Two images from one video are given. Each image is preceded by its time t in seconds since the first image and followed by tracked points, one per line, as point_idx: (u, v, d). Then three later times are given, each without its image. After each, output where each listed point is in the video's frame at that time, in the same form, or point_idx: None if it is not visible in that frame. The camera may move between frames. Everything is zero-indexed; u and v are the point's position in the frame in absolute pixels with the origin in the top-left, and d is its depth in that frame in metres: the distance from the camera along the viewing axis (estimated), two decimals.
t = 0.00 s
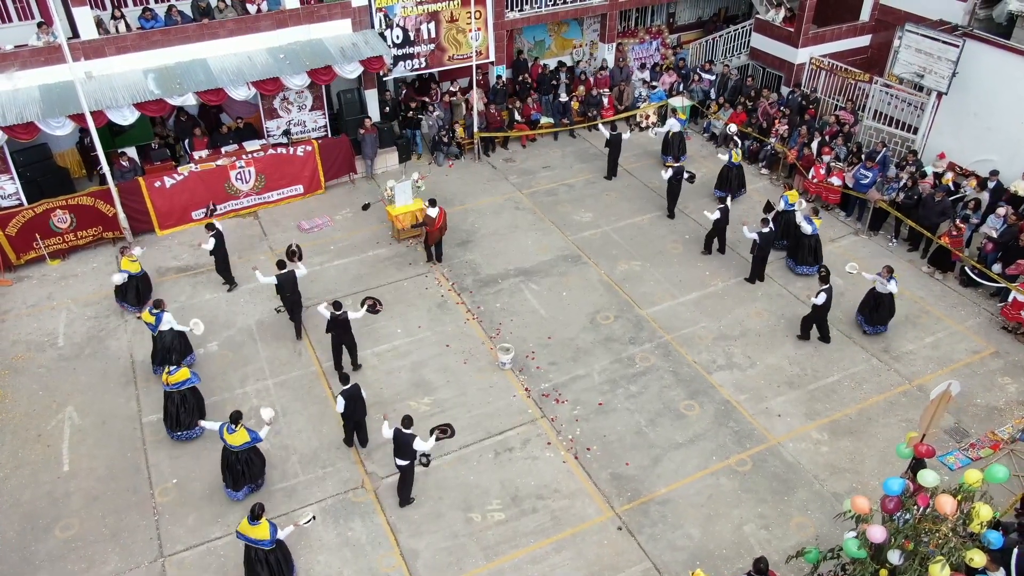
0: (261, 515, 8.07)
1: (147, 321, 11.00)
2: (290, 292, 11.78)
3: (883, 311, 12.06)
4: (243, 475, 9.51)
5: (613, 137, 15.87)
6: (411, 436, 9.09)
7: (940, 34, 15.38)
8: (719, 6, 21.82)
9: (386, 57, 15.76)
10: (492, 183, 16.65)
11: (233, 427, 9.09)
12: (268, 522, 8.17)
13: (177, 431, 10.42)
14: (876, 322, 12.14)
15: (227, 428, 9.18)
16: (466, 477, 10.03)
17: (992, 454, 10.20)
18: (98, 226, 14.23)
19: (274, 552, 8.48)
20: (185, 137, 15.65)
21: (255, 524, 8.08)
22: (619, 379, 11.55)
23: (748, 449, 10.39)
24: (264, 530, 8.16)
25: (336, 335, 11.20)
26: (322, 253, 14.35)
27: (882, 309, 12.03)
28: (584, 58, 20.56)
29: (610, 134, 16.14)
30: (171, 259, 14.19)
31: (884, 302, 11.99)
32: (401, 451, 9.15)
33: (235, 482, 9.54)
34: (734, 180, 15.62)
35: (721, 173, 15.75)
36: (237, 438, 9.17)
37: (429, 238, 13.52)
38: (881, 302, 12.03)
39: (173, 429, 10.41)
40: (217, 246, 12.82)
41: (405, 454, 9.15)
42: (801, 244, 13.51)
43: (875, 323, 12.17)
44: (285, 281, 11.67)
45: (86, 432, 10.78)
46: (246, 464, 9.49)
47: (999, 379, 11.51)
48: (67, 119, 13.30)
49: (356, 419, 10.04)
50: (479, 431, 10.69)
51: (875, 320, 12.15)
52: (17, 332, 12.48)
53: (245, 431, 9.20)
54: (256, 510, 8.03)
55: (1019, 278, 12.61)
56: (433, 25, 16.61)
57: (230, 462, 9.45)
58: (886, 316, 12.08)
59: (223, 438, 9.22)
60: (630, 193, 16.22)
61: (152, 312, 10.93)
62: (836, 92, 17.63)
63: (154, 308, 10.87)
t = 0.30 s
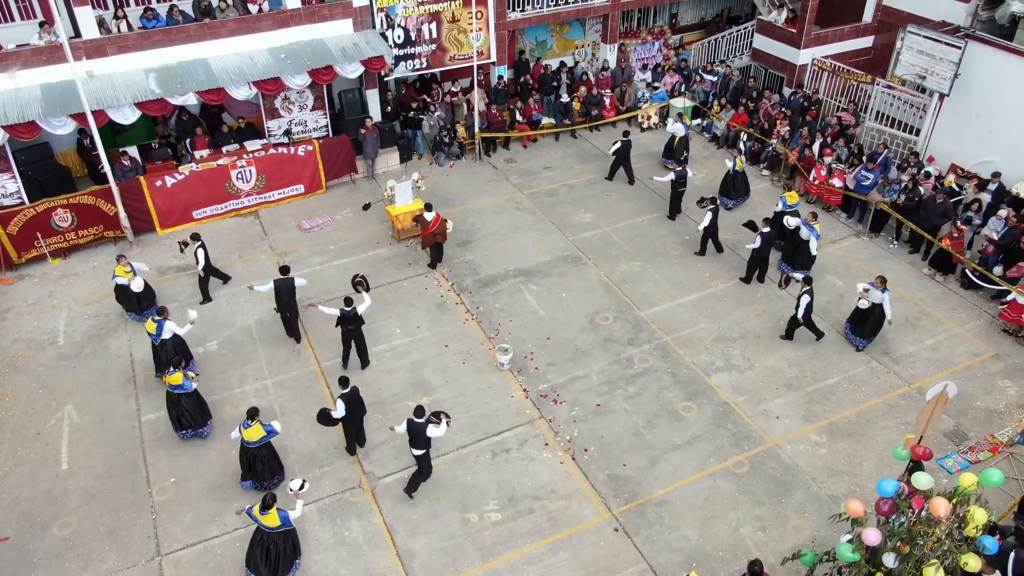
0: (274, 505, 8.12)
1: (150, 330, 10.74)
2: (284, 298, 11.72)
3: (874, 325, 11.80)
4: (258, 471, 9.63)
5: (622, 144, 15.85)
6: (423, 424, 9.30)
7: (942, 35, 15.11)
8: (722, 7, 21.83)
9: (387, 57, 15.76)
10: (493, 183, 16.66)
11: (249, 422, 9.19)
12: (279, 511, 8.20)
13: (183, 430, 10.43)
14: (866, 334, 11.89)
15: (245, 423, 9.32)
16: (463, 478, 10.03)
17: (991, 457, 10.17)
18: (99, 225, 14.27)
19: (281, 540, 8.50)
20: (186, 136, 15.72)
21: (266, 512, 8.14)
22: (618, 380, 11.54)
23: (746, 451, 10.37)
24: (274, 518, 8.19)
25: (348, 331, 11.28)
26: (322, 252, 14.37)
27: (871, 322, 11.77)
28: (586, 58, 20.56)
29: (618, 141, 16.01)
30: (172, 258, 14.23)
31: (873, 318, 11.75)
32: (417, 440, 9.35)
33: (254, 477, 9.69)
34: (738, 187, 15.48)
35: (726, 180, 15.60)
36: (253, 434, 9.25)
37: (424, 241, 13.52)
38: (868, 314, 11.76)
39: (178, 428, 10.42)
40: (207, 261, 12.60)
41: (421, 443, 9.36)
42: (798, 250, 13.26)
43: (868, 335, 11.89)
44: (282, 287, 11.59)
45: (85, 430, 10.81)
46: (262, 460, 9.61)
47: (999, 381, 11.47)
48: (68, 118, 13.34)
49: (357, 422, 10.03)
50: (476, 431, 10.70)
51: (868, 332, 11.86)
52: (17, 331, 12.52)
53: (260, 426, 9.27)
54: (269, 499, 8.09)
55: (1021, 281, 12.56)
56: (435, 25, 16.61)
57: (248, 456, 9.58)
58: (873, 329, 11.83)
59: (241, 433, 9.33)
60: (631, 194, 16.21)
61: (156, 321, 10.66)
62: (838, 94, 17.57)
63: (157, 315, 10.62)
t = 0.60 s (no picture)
0: (284, 488, 8.45)
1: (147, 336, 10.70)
2: (278, 306, 11.51)
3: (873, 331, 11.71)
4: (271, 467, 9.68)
5: (635, 146, 15.72)
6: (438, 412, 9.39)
7: (945, 37, 15.03)
8: (726, 7, 21.80)
9: (388, 57, 15.75)
10: (494, 184, 16.66)
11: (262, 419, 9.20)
12: (287, 496, 8.51)
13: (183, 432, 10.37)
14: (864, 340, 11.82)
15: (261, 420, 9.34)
16: (461, 478, 10.03)
17: (991, 460, 10.13)
18: (101, 224, 14.31)
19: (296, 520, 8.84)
20: (189, 136, 15.79)
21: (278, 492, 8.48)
22: (617, 381, 11.53)
23: (745, 453, 10.35)
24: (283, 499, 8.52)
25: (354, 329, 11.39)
26: (322, 252, 14.39)
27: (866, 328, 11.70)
28: (588, 59, 20.54)
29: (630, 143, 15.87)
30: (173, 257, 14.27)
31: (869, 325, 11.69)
32: (431, 427, 9.51)
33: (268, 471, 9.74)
34: (738, 195, 15.26)
35: (727, 186, 15.41)
36: (265, 432, 9.25)
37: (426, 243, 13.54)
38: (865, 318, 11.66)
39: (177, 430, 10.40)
40: (187, 263, 12.35)
41: (433, 429, 9.51)
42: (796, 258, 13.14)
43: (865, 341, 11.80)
44: (276, 295, 11.39)
45: (85, 429, 10.84)
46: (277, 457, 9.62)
47: (999, 384, 11.43)
48: (70, 117, 13.38)
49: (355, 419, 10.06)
50: (474, 432, 10.70)
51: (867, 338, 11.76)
52: (19, 329, 12.56)
53: (272, 425, 9.26)
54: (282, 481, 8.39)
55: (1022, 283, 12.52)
56: (436, 25, 16.79)
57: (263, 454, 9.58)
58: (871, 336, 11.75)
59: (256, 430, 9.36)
60: (632, 195, 16.20)
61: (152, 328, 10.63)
62: (840, 95, 17.54)
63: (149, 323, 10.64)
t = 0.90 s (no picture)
0: (308, 475, 8.63)
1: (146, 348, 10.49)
2: (274, 314, 11.47)
3: (857, 339, 11.64)
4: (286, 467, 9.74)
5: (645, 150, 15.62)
6: (457, 399, 9.67)
7: (947, 38, 14.98)
8: (728, 8, 21.77)
9: (389, 57, 15.76)
10: (495, 184, 16.67)
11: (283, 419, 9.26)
12: (308, 483, 8.68)
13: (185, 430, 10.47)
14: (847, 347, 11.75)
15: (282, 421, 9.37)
16: (459, 478, 10.04)
17: (990, 463, 10.10)
18: (102, 222, 14.34)
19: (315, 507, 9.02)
20: (191, 135, 15.88)
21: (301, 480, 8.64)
22: (616, 382, 11.51)
23: (743, 454, 10.34)
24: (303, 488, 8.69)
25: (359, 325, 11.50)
26: (323, 252, 14.41)
27: (850, 336, 11.63)
28: (590, 59, 20.52)
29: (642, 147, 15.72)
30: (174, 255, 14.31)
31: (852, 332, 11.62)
32: (451, 412, 9.74)
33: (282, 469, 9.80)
34: (745, 204, 15.01)
35: (733, 195, 15.19)
36: (286, 432, 9.29)
37: (428, 241, 13.50)
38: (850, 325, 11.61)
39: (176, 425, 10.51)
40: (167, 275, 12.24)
41: (451, 414, 9.74)
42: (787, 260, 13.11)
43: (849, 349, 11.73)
44: (270, 303, 11.31)
45: (84, 427, 10.87)
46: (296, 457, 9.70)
47: (1000, 387, 11.39)
48: (72, 116, 13.42)
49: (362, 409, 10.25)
50: (473, 432, 10.70)
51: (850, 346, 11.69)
52: (20, 327, 12.60)
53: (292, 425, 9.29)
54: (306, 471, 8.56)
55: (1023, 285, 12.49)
56: (438, 25, 16.80)
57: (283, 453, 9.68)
58: (855, 342, 11.67)
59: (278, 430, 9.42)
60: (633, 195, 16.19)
61: (151, 339, 10.43)
62: (843, 96, 17.52)
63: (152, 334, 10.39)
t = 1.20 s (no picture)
0: (326, 462, 8.57)
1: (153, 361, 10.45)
2: (276, 318, 11.30)
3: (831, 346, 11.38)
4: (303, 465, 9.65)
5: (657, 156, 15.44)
6: (467, 383, 9.78)
7: (949, 39, 14.94)
8: (731, 8, 21.76)
9: (390, 57, 15.78)
10: (495, 184, 16.67)
11: (302, 415, 9.18)
12: (328, 469, 8.63)
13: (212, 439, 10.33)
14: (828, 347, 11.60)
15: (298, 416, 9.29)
16: (456, 478, 10.04)
17: (989, 465, 10.06)
18: (103, 222, 14.38)
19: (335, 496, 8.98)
20: (191, 135, 16.01)
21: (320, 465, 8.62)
22: (614, 383, 11.51)
23: (741, 455, 10.32)
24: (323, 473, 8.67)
25: (365, 322, 11.53)
26: (322, 252, 14.42)
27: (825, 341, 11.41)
28: (592, 60, 20.52)
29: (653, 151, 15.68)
30: (174, 255, 14.34)
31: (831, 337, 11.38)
32: (461, 397, 9.85)
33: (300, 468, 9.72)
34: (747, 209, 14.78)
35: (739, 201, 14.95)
36: (304, 427, 9.24)
37: (429, 241, 13.49)
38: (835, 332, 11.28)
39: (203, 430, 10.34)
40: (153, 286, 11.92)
41: (462, 399, 9.84)
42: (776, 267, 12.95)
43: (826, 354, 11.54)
44: (271, 306, 11.16)
45: (83, 425, 10.90)
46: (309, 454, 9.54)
47: (1000, 389, 11.36)
48: (72, 116, 13.46)
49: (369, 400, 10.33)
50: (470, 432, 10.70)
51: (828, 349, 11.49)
52: (21, 326, 12.64)
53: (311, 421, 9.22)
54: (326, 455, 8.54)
55: None
56: (439, 25, 16.81)
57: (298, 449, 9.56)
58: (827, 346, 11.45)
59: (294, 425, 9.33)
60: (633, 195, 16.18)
61: (157, 349, 10.38)
62: (844, 97, 17.50)
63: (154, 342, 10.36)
